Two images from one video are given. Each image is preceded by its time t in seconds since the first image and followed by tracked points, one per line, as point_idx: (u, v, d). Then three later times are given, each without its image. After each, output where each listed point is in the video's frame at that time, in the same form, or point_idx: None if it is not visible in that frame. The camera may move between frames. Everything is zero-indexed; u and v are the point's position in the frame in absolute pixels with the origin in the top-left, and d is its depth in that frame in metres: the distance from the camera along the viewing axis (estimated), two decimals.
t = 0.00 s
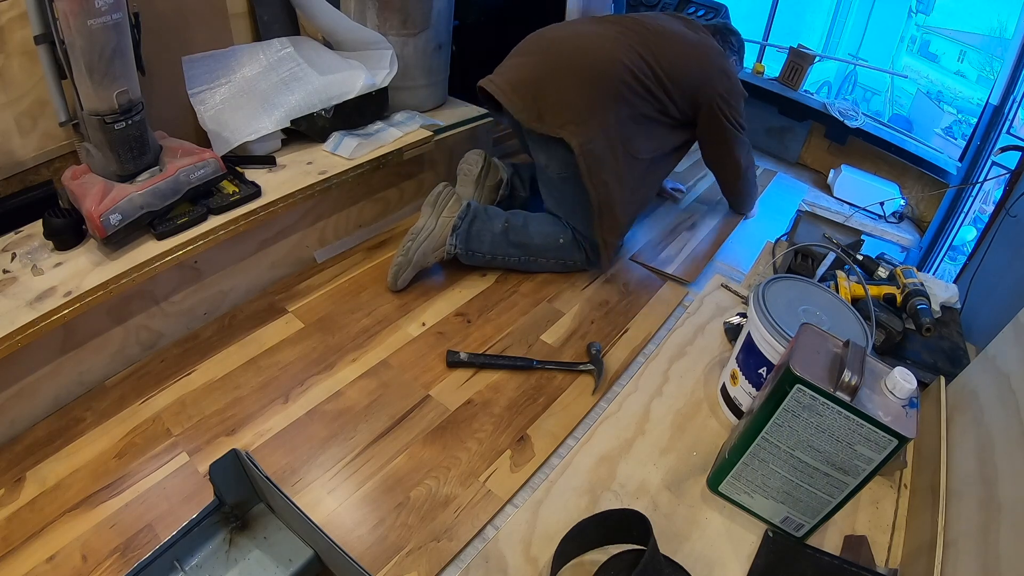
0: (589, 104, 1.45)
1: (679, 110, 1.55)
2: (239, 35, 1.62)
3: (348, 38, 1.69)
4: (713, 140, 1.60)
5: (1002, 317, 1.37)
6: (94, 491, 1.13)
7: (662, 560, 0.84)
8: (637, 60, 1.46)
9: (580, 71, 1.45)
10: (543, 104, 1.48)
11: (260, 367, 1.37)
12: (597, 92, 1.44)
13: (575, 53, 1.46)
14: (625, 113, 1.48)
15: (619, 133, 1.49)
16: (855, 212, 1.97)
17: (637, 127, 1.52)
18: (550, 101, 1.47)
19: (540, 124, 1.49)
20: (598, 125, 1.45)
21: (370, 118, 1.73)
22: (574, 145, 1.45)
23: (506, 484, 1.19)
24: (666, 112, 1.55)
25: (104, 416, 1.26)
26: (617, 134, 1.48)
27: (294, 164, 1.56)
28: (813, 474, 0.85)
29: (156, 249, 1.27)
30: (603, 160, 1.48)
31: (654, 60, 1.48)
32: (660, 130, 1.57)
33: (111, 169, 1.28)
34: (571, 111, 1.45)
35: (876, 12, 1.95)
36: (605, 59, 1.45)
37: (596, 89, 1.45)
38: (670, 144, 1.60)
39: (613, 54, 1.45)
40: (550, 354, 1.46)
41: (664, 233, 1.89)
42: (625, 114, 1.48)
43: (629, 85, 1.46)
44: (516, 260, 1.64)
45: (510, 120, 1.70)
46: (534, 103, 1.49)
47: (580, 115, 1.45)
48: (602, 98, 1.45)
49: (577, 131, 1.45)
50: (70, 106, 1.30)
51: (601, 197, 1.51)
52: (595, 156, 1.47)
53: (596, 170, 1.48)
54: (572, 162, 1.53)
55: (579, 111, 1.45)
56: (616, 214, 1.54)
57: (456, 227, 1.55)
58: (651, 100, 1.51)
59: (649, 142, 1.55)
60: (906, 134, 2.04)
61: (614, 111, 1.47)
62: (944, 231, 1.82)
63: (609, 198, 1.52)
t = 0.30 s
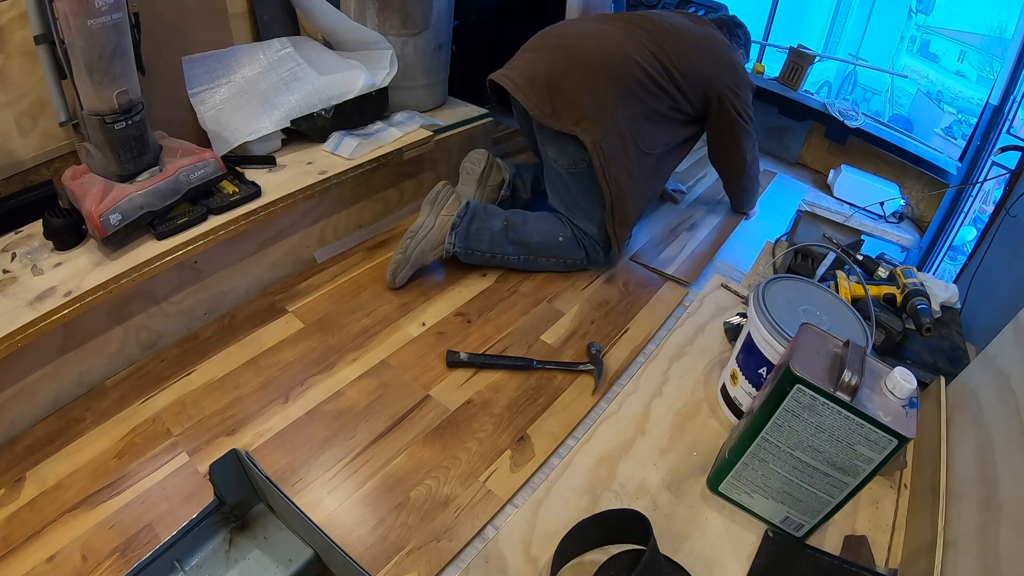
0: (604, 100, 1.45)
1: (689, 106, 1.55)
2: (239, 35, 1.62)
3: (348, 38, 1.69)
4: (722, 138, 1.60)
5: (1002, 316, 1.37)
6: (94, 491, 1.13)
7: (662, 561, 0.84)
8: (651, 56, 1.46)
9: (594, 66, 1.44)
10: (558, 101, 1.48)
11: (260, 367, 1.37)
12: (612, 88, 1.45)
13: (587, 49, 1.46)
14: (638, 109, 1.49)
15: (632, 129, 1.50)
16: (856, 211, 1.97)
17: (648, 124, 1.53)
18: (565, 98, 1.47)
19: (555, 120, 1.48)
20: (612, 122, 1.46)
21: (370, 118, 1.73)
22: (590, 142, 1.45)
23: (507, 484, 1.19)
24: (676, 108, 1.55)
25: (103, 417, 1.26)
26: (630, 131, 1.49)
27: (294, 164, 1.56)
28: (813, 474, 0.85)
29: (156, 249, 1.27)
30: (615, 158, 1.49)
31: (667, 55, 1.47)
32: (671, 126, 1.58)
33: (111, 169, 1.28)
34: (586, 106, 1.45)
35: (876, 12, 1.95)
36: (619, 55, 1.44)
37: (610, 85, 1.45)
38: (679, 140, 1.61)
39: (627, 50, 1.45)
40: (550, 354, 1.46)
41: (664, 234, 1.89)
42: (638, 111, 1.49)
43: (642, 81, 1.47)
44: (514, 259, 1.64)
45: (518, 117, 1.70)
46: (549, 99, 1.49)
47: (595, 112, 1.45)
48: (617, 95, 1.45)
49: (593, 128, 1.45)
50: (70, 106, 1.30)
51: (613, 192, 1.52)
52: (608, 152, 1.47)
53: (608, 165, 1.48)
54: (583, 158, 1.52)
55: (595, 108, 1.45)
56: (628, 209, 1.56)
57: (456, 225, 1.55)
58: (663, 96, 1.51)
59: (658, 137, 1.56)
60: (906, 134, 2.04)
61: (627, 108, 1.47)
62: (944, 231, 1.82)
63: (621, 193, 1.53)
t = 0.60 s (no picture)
0: (582, 106, 1.46)
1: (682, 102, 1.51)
2: (239, 35, 1.62)
3: (348, 38, 1.69)
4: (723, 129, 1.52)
5: (1002, 316, 1.37)
6: (94, 491, 1.13)
7: (662, 561, 0.84)
8: (630, 58, 1.45)
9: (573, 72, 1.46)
10: (540, 107, 1.50)
11: (260, 367, 1.37)
12: (591, 95, 1.46)
13: (568, 53, 1.47)
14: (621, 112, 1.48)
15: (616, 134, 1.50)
16: (856, 212, 1.97)
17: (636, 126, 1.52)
18: (547, 104, 1.49)
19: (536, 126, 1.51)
20: (592, 127, 1.47)
21: (371, 118, 1.73)
22: (568, 150, 1.47)
23: (507, 484, 1.19)
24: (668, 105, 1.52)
25: (104, 417, 1.26)
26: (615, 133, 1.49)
27: (294, 164, 1.56)
28: (813, 474, 0.85)
29: (156, 249, 1.27)
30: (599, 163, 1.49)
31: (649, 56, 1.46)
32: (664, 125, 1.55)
33: (111, 169, 1.28)
34: (565, 113, 1.47)
35: (877, 12, 1.95)
36: (598, 59, 1.45)
37: (589, 91, 1.46)
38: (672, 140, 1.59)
39: (606, 53, 1.45)
40: (550, 354, 1.46)
41: (662, 235, 1.89)
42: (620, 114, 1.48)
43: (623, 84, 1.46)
44: (515, 260, 1.64)
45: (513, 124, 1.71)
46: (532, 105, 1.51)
47: (574, 118, 1.47)
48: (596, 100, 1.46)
49: (572, 134, 1.47)
50: (70, 106, 1.30)
51: (597, 194, 1.52)
52: (591, 157, 1.49)
53: (592, 169, 1.49)
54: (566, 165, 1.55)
55: (574, 114, 1.47)
56: (625, 212, 1.57)
57: (457, 226, 1.54)
58: (650, 97, 1.50)
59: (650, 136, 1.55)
60: (906, 134, 2.04)
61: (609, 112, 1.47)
62: (944, 231, 1.82)
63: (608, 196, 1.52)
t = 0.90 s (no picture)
0: (509, 130, 1.55)
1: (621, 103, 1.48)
2: (239, 35, 1.62)
3: (348, 38, 1.69)
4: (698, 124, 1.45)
5: (1002, 316, 1.37)
6: (95, 491, 1.13)
7: (662, 561, 0.84)
8: (541, 78, 1.50)
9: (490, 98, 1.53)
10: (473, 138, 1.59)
11: (260, 367, 1.37)
12: (513, 121, 1.54)
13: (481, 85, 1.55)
14: (548, 126, 1.54)
15: (552, 145, 1.56)
16: (856, 211, 1.96)
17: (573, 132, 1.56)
18: (477, 135, 1.58)
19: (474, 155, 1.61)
20: (523, 150, 1.56)
21: (370, 118, 1.73)
22: (504, 177, 1.58)
23: (507, 484, 1.19)
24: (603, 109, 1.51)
25: (104, 417, 1.26)
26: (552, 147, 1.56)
27: (294, 164, 1.56)
28: (813, 474, 0.85)
29: (156, 249, 1.27)
30: (540, 181, 1.57)
31: (561, 66, 1.48)
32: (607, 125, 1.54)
33: (111, 169, 1.28)
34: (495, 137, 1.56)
35: (876, 12, 1.95)
36: (510, 82, 1.51)
37: (510, 115, 1.54)
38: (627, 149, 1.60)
39: (516, 74, 1.51)
40: (550, 354, 1.46)
41: (662, 237, 1.88)
42: (548, 128, 1.54)
43: (540, 100, 1.52)
44: (512, 257, 1.64)
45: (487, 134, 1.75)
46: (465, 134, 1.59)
47: (504, 147, 1.57)
48: (520, 122, 1.54)
49: (502, 163, 1.58)
50: (69, 106, 1.30)
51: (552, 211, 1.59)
52: (529, 179, 1.57)
53: (536, 190, 1.58)
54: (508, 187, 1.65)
55: (502, 144, 1.56)
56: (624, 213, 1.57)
57: (453, 222, 1.56)
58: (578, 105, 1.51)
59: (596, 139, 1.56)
60: (906, 134, 2.04)
61: (535, 130, 1.55)
62: (945, 231, 1.82)
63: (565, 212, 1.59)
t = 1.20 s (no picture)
0: (496, 138, 1.54)
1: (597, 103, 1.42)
2: (239, 35, 1.62)
3: (348, 38, 1.69)
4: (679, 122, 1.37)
5: (1002, 316, 1.37)
6: (95, 490, 1.14)
7: (662, 561, 0.84)
8: (529, 84, 1.48)
9: (474, 107, 1.53)
10: (463, 146, 1.58)
11: (260, 367, 1.37)
12: (501, 130, 1.53)
13: (470, 94, 1.53)
14: (536, 133, 1.52)
15: (539, 153, 1.54)
16: (856, 211, 1.97)
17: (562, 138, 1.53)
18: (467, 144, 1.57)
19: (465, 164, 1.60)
20: (512, 159, 1.55)
21: (370, 118, 1.73)
22: (495, 186, 1.59)
23: (506, 484, 1.19)
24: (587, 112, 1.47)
25: (104, 417, 1.26)
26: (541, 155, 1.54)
27: (294, 164, 1.56)
28: (813, 474, 0.86)
29: (156, 249, 1.27)
30: (529, 191, 1.57)
31: (544, 72, 1.46)
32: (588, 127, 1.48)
33: (111, 169, 1.28)
34: (482, 146, 1.56)
35: (877, 12, 1.95)
36: (494, 91, 1.50)
37: (497, 123, 1.53)
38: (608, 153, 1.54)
39: (500, 83, 1.49)
40: (550, 354, 1.46)
41: (665, 238, 1.87)
42: (535, 135, 1.52)
43: (526, 107, 1.50)
44: (511, 257, 1.64)
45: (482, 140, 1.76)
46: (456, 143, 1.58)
47: (492, 156, 1.56)
48: (507, 130, 1.53)
49: (493, 172, 1.58)
50: (70, 106, 1.30)
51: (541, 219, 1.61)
52: (518, 188, 1.58)
53: (524, 198, 1.58)
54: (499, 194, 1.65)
55: (491, 152, 1.56)
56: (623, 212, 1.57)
57: (453, 223, 1.56)
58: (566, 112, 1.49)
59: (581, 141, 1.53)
60: (906, 134, 2.04)
61: (522, 138, 1.53)
62: (944, 231, 1.82)
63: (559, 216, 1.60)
